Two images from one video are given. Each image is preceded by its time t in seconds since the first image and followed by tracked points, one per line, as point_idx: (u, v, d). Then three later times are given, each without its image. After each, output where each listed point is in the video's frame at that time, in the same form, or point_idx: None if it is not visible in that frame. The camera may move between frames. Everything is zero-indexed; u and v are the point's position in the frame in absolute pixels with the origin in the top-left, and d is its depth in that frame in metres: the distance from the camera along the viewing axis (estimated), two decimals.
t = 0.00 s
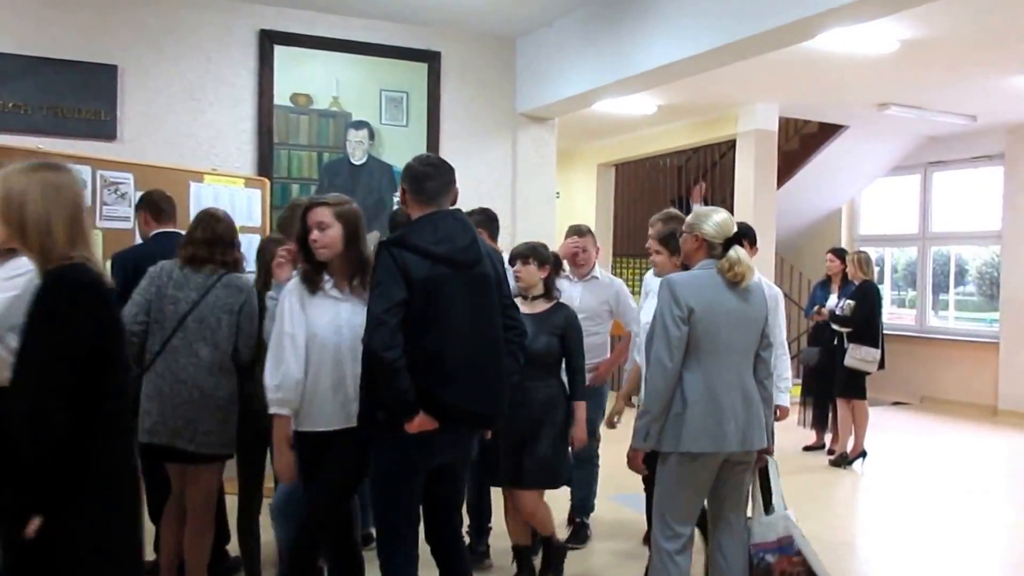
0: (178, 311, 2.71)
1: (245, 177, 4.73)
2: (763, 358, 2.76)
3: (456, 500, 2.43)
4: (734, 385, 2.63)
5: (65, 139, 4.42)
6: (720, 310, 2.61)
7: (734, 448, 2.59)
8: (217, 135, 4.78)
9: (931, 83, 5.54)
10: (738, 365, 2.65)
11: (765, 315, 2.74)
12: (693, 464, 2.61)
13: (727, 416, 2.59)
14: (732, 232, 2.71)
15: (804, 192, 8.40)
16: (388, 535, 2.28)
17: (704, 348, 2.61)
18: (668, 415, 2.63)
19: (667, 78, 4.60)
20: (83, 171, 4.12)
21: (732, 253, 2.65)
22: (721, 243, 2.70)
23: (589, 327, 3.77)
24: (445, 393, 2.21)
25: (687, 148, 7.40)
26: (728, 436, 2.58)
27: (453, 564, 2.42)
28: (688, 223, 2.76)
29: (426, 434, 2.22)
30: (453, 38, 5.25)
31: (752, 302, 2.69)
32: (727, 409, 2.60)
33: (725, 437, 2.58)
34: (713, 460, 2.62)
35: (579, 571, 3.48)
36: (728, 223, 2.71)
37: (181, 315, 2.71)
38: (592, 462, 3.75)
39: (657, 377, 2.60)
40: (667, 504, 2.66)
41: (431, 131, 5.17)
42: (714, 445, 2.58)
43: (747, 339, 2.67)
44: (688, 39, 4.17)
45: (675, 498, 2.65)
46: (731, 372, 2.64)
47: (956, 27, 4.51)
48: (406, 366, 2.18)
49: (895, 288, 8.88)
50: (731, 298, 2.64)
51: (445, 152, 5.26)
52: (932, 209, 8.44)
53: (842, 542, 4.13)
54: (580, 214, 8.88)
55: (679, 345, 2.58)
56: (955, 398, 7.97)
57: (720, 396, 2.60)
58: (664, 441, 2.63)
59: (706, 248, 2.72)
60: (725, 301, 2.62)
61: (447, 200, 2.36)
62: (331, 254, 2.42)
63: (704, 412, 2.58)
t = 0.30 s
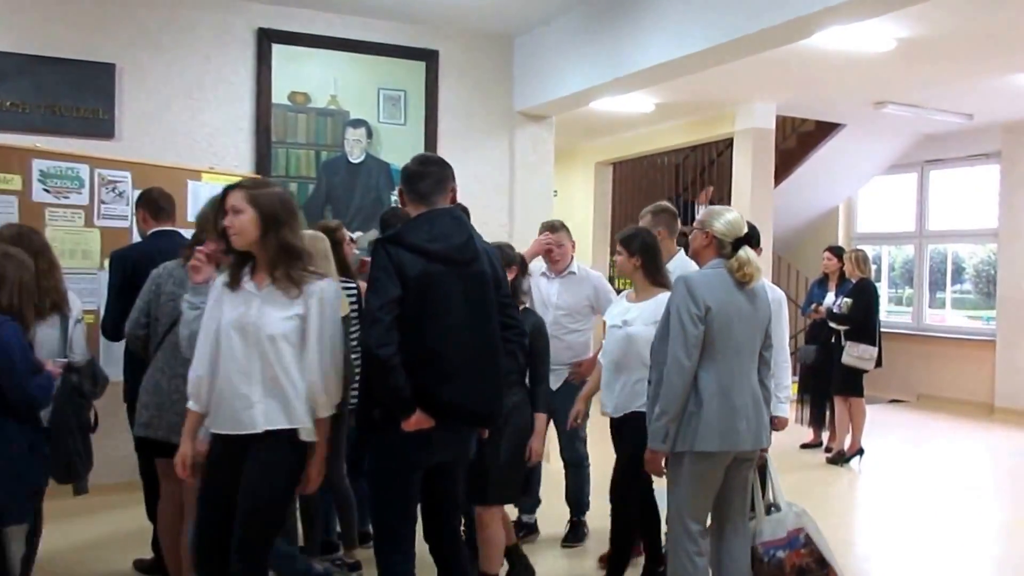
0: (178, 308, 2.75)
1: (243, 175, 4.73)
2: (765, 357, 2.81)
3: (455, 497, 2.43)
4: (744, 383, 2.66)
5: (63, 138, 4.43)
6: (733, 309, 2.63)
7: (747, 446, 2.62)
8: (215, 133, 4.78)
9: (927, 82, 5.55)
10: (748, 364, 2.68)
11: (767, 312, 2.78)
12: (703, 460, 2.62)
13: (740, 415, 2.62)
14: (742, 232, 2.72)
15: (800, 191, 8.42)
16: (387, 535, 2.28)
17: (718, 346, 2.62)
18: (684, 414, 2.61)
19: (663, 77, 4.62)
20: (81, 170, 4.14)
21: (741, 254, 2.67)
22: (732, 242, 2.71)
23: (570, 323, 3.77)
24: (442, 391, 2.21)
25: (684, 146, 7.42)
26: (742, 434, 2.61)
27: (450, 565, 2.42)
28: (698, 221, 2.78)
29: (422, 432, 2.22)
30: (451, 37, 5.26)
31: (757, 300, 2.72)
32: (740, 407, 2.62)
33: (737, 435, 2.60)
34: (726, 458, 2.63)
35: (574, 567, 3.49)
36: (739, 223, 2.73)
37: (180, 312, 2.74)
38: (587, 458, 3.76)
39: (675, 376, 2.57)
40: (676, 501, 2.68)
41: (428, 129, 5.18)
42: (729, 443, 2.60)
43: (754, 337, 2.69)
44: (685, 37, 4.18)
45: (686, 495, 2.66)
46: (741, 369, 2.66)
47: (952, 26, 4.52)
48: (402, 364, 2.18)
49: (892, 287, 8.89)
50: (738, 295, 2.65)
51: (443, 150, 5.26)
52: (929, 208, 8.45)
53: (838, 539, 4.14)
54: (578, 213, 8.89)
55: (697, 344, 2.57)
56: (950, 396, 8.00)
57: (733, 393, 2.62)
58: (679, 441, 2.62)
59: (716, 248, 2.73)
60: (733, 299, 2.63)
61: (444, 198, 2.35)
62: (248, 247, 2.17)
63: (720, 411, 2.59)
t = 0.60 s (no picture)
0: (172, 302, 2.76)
1: (241, 173, 4.73)
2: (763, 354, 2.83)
3: (449, 498, 2.33)
4: (747, 380, 2.67)
5: (61, 137, 4.42)
6: (735, 306, 2.64)
7: (752, 443, 2.63)
8: (213, 132, 4.79)
9: (924, 80, 5.57)
10: (750, 361, 2.69)
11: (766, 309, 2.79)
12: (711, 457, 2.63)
13: (744, 411, 2.62)
14: (741, 230, 2.73)
15: (797, 190, 8.45)
16: (383, 539, 2.19)
17: (722, 344, 2.62)
18: (690, 413, 2.62)
19: (660, 75, 4.63)
20: (78, 167, 4.13)
21: (739, 250, 2.67)
22: (731, 239, 2.72)
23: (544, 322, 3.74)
24: (430, 387, 2.13)
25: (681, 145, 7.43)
26: (748, 431, 2.62)
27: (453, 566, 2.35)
28: (698, 219, 2.78)
29: (411, 431, 2.14)
30: (449, 35, 5.27)
31: (756, 296, 2.73)
32: (746, 405, 2.63)
33: (743, 432, 2.61)
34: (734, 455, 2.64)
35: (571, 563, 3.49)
36: (737, 220, 2.73)
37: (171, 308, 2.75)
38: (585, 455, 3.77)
39: (681, 376, 2.57)
40: (684, 500, 2.69)
41: (426, 127, 5.18)
42: (735, 441, 2.60)
43: (754, 334, 2.71)
44: (682, 35, 4.20)
45: (693, 495, 2.68)
46: (744, 367, 2.67)
47: (948, 25, 4.54)
48: (382, 360, 2.11)
49: (889, 285, 8.91)
50: (737, 293, 2.65)
51: (440, 148, 5.27)
52: (926, 206, 8.48)
53: (837, 536, 4.14)
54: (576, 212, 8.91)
55: (703, 344, 2.57)
56: (947, 393, 8.01)
57: (739, 392, 2.63)
58: (687, 440, 2.62)
59: (716, 245, 2.74)
60: (733, 297, 2.64)
61: (434, 195, 2.29)
62: (143, 249, 1.83)
63: (724, 409, 2.60)
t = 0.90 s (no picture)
0: (167, 298, 2.78)
1: (239, 172, 4.74)
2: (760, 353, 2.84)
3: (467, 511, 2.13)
4: (746, 378, 2.68)
5: (59, 135, 4.43)
6: (735, 305, 2.65)
7: (751, 441, 2.64)
8: (210, 130, 4.79)
9: (920, 78, 5.59)
10: (748, 359, 2.70)
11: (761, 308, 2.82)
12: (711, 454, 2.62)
13: (744, 409, 2.63)
14: (739, 228, 2.74)
15: (793, 187, 8.46)
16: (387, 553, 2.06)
17: (724, 342, 2.63)
18: (692, 412, 2.61)
19: (656, 72, 4.63)
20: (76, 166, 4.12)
21: (738, 248, 2.67)
22: (728, 236, 2.72)
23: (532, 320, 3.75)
24: (430, 385, 2.01)
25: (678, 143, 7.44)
26: (749, 427, 2.63)
27: None
28: (694, 216, 2.78)
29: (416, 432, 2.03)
30: (446, 33, 5.28)
31: (754, 293, 2.75)
32: (746, 401, 2.65)
33: (743, 430, 2.62)
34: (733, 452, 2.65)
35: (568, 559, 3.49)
36: (733, 217, 2.74)
37: (169, 304, 2.77)
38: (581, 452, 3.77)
39: (683, 376, 2.56)
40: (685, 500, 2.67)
41: (423, 125, 5.19)
42: (736, 438, 2.61)
43: (751, 331, 2.72)
44: (678, 33, 4.21)
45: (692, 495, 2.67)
46: (743, 364, 2.69)
47: (944, 23, 4.55)
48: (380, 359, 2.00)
49: (886, 283, 8.93)
50: (735, 291, 2.65)
51: (437, 146, 5.28)
52: (922, 204, 8.49)
53: (833, 533, 4.14)
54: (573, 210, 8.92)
55: (705, 342, 2.57)
56: (943, 390, 8.03)
57: (740, 389, 2.65)
58: (691, 438, 2.61)
59: (713, 242, 2.73)
60: (733, 294, 2.64)
61: (441, 191, 2.16)
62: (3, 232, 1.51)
63: (724, 407, 2.61)
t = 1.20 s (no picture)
0: (165, 297, 2.78)
1: (236, 169, 4.74)
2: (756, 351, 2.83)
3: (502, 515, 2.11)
4: (739, 374, 2.68)
5: (56, 133, 4.42)
6: (726, 302, 2.66)
7: (744, 437, 2.64)
8: (208, 128, 4.79)
9: (916, 76, 5.61)
10: (742, 356, 2.70)
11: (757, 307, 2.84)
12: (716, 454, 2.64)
13: (737, 406, 2.64)
14: (734, 224, 2.74)
15: (790, 185, 8.48)
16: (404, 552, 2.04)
17: (712, 338, 2.64)
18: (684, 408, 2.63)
19: (653, 70, 4.64)
20: (73, 164, 4.12)
21: (732, 244, 2.67)
22: (723, 233, 2.72)
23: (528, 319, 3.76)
24: (465, 388, 1.97)
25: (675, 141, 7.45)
26: (742, 424, 2.63)
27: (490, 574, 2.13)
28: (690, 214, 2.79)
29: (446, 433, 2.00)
30: (444, 31, 5.28)
31: (749, 291, 2.75)
32: (738, 399, 2.65)
33: (735, 426, 2.62)
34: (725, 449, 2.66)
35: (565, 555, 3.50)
36: (728, 214, 2.74)
37: (167, 302, 2.78)
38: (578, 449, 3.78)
39: (673, 370, 2.58)
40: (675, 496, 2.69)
41: (421, 123, 5.19)
42: (728, 435, 2.61)
43: (747, 329, 2.73)
44: (675, 30, 4.22)
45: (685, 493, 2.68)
46: (737, 362, 2.69)
47: (940, 21, 4.57)
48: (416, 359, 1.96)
49: (882, 280, 8.95)
50: (728, 287, 2.67)
51: (435, 143, 5.28)
52: (918, 202, 8.52)
53: (830, 530, 4.15)
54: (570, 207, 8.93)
55: (693, 337, 2.59)
56: (939, 387, 8.06)
57: (733, 386, 2.65)
58: (684, 432, 2.62)
59: (708, 240, 2.74)
60: (727, 291, 2.66)
61: (479, 189, 2.12)
62: None
63: (716, 403, 2.62)
